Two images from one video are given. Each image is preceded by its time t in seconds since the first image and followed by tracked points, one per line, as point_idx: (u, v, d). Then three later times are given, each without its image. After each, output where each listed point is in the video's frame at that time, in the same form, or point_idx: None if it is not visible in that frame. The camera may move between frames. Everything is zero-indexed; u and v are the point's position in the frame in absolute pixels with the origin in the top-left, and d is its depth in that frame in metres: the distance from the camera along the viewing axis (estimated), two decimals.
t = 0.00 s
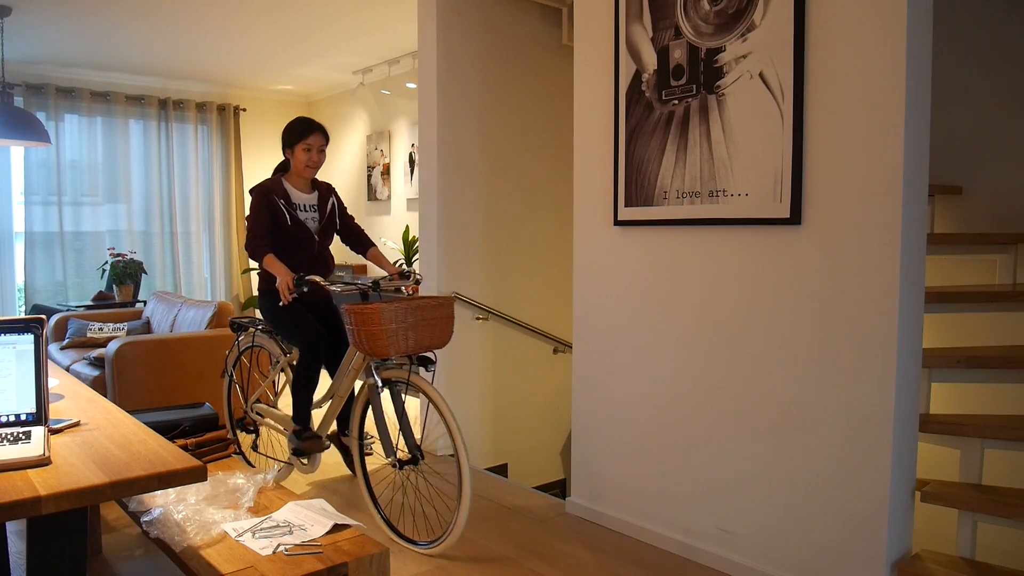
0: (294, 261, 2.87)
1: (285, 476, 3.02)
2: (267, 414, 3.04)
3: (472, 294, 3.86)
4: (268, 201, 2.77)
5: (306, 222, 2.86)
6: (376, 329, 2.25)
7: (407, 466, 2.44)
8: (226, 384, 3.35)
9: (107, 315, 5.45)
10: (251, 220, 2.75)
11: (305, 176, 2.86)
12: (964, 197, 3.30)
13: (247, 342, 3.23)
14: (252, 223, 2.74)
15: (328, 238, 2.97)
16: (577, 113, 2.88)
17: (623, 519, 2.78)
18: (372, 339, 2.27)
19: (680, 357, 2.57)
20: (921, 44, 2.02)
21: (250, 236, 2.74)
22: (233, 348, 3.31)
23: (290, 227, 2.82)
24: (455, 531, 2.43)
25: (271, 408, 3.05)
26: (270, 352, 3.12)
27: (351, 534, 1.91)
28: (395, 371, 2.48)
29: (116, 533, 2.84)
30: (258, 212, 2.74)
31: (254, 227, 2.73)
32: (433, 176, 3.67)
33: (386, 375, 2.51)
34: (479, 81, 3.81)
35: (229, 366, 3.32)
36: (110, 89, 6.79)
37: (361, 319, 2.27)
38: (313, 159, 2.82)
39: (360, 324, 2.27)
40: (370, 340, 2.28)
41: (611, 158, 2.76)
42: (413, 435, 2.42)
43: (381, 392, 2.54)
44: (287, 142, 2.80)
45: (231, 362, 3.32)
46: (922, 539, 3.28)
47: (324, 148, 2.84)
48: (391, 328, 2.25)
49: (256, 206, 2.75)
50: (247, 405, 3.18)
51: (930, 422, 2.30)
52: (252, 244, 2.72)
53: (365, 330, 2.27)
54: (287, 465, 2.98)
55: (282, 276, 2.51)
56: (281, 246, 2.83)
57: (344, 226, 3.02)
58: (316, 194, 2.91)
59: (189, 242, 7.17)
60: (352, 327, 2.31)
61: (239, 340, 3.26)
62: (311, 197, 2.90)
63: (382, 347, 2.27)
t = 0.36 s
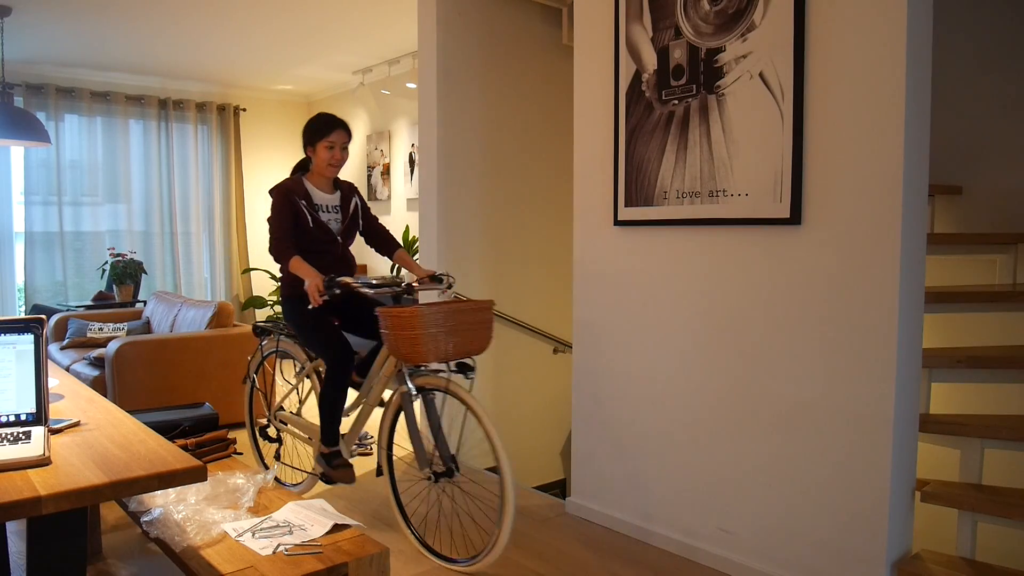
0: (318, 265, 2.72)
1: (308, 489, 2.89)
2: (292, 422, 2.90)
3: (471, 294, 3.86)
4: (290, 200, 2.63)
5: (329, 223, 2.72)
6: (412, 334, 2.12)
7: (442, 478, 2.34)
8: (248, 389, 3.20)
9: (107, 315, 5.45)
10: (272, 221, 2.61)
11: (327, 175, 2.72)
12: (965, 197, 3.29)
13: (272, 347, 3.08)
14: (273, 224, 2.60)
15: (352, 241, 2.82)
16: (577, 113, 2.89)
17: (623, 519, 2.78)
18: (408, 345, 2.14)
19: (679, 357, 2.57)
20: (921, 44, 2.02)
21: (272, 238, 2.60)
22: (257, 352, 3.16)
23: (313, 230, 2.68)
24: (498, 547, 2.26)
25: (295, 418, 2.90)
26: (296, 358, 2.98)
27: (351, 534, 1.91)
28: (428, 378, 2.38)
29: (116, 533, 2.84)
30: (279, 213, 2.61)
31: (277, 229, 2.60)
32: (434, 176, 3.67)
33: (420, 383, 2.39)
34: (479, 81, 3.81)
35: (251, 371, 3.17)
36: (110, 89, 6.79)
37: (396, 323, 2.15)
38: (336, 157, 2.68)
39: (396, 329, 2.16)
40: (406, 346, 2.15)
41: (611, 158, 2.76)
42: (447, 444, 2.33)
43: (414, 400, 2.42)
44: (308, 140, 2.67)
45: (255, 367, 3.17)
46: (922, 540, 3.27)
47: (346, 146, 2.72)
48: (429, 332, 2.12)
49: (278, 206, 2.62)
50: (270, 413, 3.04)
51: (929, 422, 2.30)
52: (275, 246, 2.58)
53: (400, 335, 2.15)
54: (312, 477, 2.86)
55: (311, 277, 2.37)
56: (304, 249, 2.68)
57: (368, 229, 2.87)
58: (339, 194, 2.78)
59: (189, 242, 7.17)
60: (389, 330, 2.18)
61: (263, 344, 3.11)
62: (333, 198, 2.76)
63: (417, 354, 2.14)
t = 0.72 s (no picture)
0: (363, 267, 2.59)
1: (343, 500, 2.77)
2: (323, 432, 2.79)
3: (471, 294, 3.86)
4: (349, 195, 2.49)
5: (379, 222, 2.60)
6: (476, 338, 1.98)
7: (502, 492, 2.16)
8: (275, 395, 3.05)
9: (107, 315, 5.45)
10: (328, 214, 2.46)
11: (384, 177, 2.56)
12: (965, 197, 3.29)
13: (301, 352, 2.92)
14: (330, 218, 2.45)
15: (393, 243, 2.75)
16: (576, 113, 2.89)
17: (624, 519, 2.78)
18: (471, 352, 2.01)
19: (679, 357, 2.57)
20: (922, 45, 2.01)
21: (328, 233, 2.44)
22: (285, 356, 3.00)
23: (366, 227, 2.56)
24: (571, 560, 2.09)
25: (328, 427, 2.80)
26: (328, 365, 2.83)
27: (351, 534, 1.91)
28: (487, 388, 2.23)
29: (116, 533, 2.84)
30: (337, 207, 2.46)
31: (335, 224, 2.44)
32: (434, 176, 3.67)
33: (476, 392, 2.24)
34: (479, 81, 3.80)
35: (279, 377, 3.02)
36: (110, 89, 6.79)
37: (460, 327, 2.02)
38: (398, 161, 2.52)
39: (462, 335, 2.02)
40: (470, 352, 2.02)
41: (611, 158, 2.76)
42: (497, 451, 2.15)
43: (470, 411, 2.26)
44: (371, 139, 2.51)
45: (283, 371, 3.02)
46: (923, 540, 3.28)
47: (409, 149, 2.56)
48: (501, 340, 1.97)
49: (336, 199, 2.47)
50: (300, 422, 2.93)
51: (930, 422, 2.30)
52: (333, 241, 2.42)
53: (463, 340, 2.02)
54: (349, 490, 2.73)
55: (365, 278, 2.23)
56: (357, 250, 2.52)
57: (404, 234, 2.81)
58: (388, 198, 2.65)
59: (189, 243, 7.18)
60: (456, 336, 2.04)
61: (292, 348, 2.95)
62: (383, 199, 2.63)
63: (482, 361, 1.99)
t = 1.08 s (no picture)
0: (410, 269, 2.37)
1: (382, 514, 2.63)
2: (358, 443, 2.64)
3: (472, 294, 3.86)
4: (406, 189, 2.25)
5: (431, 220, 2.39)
6: (538, 349, 1.85)
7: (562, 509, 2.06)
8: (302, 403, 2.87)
9: (107, 315, 5.45)
10: (381, 208, 2.21)
11: (437, 180, 2.35)
12: (965, 197, 3.30)
13: (332, 359, 2.75)
14: (384, 211, 2.20)
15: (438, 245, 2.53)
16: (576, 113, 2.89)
17: (625, 519, 2.78)
18: (531, 362, 1.88)
19: (679, 358, 2.57)
20: (922, 45, 2.01)
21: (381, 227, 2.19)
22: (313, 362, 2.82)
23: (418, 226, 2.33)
24: None
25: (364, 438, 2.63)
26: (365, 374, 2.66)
27: (351, 534, 1.91)
28: (545, 399, 2.11)
29: (116, 533, 2.85)
30: (393, 201, 2.22)
31: (390, 218, 2.20)
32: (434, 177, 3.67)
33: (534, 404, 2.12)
34: (479, 81, 3.80)
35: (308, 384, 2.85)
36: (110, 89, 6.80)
37: (518, 336, 1.90)
38: (455, 165, 2.31)
39: (520, 343, 1.90)
40: (529, 363, 1.89)
41: (611, 159, 2.76)
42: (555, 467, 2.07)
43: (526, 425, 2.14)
44: (428, 138, 2.30)
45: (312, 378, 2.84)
46: (922, 540, 3.28)
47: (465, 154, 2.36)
48: (563, 349, 1.84)
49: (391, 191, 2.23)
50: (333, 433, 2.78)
51: (930, 423, 2.29)
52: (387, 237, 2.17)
53: (522, 350, 1.89)
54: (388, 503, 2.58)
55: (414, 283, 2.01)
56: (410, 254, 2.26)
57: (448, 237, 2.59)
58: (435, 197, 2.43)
59: (189, 243, 7.18)
60: (514, 344, 1.92)
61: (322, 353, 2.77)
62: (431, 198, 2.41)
63: (544, 372, 1.87)
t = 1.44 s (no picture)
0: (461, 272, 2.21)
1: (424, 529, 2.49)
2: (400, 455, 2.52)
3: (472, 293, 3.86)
4: (456, 184, 2.09)
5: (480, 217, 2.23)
6: (611, 357, 1.67)
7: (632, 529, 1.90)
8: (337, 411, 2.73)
9: (107, 314, 5.45)
10: (432, 204, 2.05)
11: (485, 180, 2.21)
12: (965, 197, 3.30)
13: (372, 366, 2.62)
14: (436, 207, 2.04)
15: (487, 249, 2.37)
16: (577, 112, 2.89)
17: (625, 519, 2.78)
18: (602, 372, 1.70)
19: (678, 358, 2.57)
20: (921, 45, 2.02)
21: (432, 224, 2.03)
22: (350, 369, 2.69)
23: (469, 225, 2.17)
24: None
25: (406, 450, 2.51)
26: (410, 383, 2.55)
27: (351, 534, 1.91)
28: (615, 411, 1.98)
29: (116, 533, 2.85)
30: (445, 197, 2.06)
31: (442, 214, 2.03)
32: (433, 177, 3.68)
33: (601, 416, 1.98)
34: (479, 81, 3.81)
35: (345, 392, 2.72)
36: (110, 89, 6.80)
37: (586, 344, 1.72)
38: (506, 165, 2.18)
39: (589, 353, 1.72)
40: (599, 374, 1.71)
41: (610, 158, 2.76)
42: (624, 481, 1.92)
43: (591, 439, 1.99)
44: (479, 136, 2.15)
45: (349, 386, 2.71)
46: (922, 540, 3.28)
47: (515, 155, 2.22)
48: (638, 359, 1.67)
49: (442, 187, 2.07)
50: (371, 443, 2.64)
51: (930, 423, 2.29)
52: (440, 234, 2.01)
53: (592, 359, 1.72)
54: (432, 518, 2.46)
55: (471, 286, 1.84)
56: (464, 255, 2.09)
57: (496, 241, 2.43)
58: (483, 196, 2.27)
59: (189, 243, 7.18)
60: (582, 354, 1.74)
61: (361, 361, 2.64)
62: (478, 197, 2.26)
63: (617, 383, 1.69)
